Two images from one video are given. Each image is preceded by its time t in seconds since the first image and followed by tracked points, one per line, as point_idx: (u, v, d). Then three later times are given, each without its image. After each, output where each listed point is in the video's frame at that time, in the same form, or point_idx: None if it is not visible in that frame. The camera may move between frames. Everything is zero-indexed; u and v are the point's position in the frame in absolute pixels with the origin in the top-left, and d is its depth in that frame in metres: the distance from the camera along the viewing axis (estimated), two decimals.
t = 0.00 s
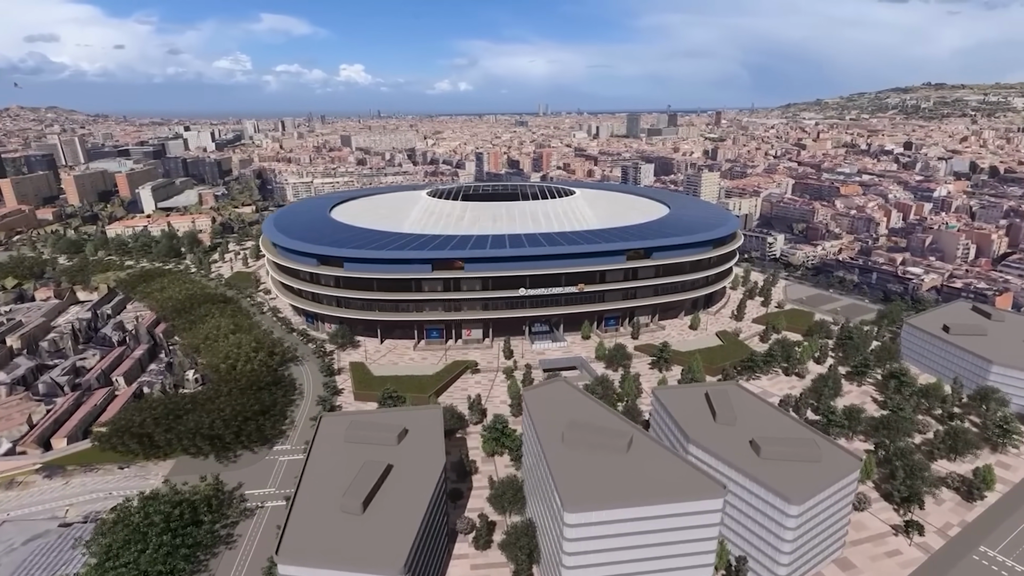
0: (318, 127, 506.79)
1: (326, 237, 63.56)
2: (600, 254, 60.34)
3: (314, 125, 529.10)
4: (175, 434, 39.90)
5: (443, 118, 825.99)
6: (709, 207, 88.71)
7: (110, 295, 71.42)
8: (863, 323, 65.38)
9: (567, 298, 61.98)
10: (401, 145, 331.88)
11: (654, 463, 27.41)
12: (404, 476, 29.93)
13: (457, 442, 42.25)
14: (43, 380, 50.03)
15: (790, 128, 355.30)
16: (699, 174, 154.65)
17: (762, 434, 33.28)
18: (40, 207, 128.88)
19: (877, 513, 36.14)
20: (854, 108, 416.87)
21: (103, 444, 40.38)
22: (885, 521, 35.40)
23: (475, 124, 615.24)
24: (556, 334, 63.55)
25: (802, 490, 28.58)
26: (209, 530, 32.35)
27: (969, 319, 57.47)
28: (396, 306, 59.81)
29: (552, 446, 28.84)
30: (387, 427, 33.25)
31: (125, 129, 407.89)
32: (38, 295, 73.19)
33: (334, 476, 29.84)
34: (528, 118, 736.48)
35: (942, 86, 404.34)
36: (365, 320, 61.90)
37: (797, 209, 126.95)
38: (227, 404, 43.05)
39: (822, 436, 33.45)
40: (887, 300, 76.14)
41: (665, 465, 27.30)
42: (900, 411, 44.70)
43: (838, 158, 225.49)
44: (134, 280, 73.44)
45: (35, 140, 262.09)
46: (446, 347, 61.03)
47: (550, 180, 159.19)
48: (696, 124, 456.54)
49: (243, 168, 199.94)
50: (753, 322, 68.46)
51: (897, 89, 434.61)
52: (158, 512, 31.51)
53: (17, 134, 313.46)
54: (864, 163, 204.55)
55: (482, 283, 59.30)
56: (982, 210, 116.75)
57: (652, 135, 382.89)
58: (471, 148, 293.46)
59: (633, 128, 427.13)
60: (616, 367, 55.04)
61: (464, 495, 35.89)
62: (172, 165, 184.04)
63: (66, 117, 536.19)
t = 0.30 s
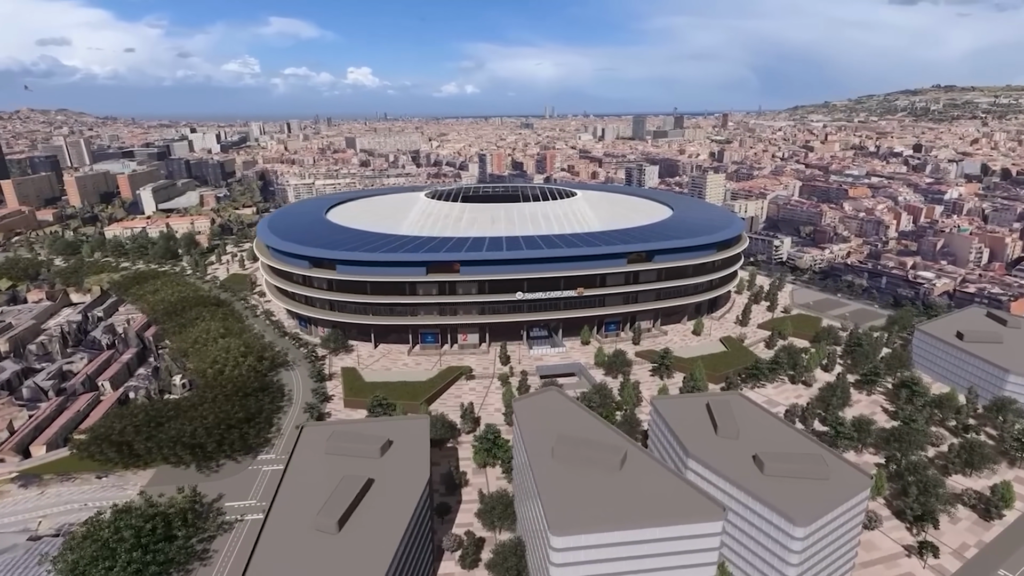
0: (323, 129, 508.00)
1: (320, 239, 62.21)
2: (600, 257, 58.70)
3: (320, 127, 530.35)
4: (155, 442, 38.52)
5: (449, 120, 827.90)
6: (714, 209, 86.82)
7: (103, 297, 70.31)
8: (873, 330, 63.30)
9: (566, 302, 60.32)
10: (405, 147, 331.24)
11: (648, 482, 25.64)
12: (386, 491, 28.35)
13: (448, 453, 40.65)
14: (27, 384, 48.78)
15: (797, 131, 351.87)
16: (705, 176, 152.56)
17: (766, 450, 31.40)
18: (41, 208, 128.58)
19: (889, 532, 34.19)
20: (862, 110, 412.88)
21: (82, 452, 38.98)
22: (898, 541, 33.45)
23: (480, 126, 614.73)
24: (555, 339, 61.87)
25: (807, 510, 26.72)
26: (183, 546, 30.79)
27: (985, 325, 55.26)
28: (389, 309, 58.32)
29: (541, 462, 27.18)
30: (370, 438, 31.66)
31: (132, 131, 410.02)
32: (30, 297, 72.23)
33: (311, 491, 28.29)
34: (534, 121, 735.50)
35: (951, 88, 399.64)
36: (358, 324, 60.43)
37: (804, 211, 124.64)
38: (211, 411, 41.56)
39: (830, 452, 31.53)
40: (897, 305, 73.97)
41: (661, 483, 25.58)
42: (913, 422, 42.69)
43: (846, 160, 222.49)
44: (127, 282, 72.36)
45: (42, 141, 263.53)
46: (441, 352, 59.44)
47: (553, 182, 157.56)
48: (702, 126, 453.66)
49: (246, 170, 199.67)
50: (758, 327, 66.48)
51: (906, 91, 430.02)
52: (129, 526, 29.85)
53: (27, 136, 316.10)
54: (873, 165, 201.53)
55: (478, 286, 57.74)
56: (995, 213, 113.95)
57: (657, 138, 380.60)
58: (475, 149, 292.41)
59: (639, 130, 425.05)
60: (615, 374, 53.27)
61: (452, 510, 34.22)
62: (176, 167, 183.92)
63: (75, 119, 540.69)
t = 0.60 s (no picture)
0: (330, 132, 509.24)
1: (313, 241, 60.82)
2: (600, 260, 57.01)
3: (326, 129, 531.69)
4: (134, 450, 37.07)
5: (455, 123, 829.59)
6: (718, 211, 84.87)
7: (95, 299, 69.24)
8: (883, 336, 61.17)
9: (565, 306, 58.64)
10: (410, 149, 331.20)
11: (643, 503, 23.85)
12: (364, 507, 26.72)
13: (438, 463, 39.04)
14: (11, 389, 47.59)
15: (805, 133, 348.50)
16: (710, 177, 150.51)
17: (770, 465, 29.57)
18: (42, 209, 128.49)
19: (902, 552, 32.24)
20: (871, 113, 408.72)
21: (59, 461, 37.55)
22: (910, 563, 31.52)
23: (486, 128, 614.43)
24: (553, 345, 60.13)
25: (814, 531, 24.91)
26: (154, 563, 29.24)
27: (1001, 332, 52.98)
28: (383, 313, 56.82)
29: (529, 478, 25.47)
30: (352, 449, 30.08)
31: (140, 133, 412.92)
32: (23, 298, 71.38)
33: (286, 507, 26.69)
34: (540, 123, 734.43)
35: (962, 90, 394.81)
36: (352, 328, 58.95)
37: (812, 214, 122.28)
38: (193, 418, 40.11)
39: (837, 468, 29.66)
40: (908, 311, 71.71)
41: (656, 503, 23.83)
42: (926, 434, 40.63)
43: (855, 162, 219.49)
44: (121, 284, 71.36)
45: (50, 143, 265.30)
46: (435, 357, 57.83)
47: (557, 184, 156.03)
48: (709, 128, 450.68)
49: (249, 172, 199.53)
50: (764, 333, 64.47)
51: (916, 93, 425.41)
52: (97, 541, 28.31)
53: (35, 137, 318.89)
54: (883, 168, 198.49)
55: (474, 290, 56.17)
56: (1009, 216, 111.18)
57: (663, 140, 378.48)
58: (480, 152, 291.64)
59: (645, 132, 423.08)
60: (615, 381, 51.49)
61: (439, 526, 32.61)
62: (179, 168, 184.01)
63: (84, 121, 545.46)
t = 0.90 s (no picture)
0: (336, 134, 510.12)
1: (306, 242, 59.55)
2: (599, 262, 55.40)
3: (332, 132, 533.48)
4: (112, 458, 35.79)
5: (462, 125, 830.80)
6: (723, 213, 82.99)
7: (89, 301, 68.30)
8: (894, 343, 59.02)
9: (563, 311, 57.03)
10: (416, 151, 331.19)
11: (634, 524, 22.16)
12: (339, 524, 25.16)
13: (427, 474, 37.43)
14: None
15: (813, 135, 345.31)
16: (716, 179, 148.39)
17: (773, 483, 27.76)
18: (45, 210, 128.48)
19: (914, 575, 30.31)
20: (881, 115, 404.55)
21: (34, 468, 36.27)
22: None
23: (492, 130, 614.01)
24: (551, 350, 58.47)
25: (820, 557, 23.09)
26: None
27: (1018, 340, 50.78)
28: (376, 317, 55.40)
29: (514, 496, 23.83)
30: (331, 462, 28.55)
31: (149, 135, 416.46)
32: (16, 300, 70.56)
33: (256, 524, 25.18)
34: (546, 125, 733.45)
35: (974, 92, 389.69)
36: (345, 332, 57.58)
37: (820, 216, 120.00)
38: (174, 425, 38.75)
39: (846, 486, 27.76)
40: (920, 316, 69.46)
41: (649, 525, 22.11)
42: (940, 447, 38.62)
43: (864, 164, 216.38)
44: (114, 286, 70.46)
45: (58, 145, 266.99)
46: (430, 362, 56.30)
47: (561, 185, 154.37)
48: (716, 131, 447.56)
49: (254, 173, 199.54)
50: (770, 339, 62.50)
51: (926, 96, 420.58)
52: (61, 557, 26.88)
53: (45, 139, 321.82)
54: (893, 170, 195.51)
55: (470, 293, 54.70)
56: None
57: (670, 142, 376.59)
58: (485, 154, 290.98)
59: (651, 134, 421.10)
60: (614, 389, 49.77)
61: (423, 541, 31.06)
62: (184, 169, 184.27)
63: (94, 123, 550.51)
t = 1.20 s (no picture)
0: (343, 137, 512.64)
1: (299, 243, 58.29)
2: (599, 265, 53.80)
3: (339, 134, 535.30)
4: (88, 466, 34.53)
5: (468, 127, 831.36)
6: (729, 215, 81.05)
7: (82, 303, 67.42)
8: (905, 349, 56.90)
9: (562, 315, 55.44)
10: (421, 153, 330.89)
11: (622, 549, 20.52)
12: (311, 543, 23.62)
13: (415, 485, 35.86)
14: None
15: (822, 137, 341.77)
16: (722, 180, 146.24)
17: (775, 501, 26.02)
18: (48, 212, 128.53)
19: None
20: (892, 117, 400.00)
21: (9, 476, 35.04)
22: None
23: (498, 132, 613.71)
24: (549, 355, 56.87)
25: None
26: None
27: None
28: (369, 320, 54.00)
29: (495, 516, 22.20)
30: (307, 474, 27.04)
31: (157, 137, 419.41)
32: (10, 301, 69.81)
33: (223, 542, 23.69)
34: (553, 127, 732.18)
35: (986, 94, 384.31)
36: (338, 336, 56.23)
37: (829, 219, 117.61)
38: (154, 432, 37.44)
39: (853, 505, 25.98)
40: (932, 322, 67.23)
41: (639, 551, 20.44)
42: (954, 462, 36.63)
43: (874, 167, 213.08)
44: (108, 287, 69.58)
45: (66, 147, 268.65)
46: (424, 367, 54.79)
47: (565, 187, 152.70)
48: (724, 133, 444.18)
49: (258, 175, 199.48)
50: (776, 345, 60.52)
51: (937, 97, 415.33)
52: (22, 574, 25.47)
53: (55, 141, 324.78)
54: (904, 172, 192.22)
55: (465, 296, 53.23)
56: None
57: (677, 144, 374.04)
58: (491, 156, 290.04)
59: (658, 137, 418.46)
60: (613, 396, 48.06)
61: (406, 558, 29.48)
62: (188, 170, 184.52)
63: (104, 126, 555.66)
